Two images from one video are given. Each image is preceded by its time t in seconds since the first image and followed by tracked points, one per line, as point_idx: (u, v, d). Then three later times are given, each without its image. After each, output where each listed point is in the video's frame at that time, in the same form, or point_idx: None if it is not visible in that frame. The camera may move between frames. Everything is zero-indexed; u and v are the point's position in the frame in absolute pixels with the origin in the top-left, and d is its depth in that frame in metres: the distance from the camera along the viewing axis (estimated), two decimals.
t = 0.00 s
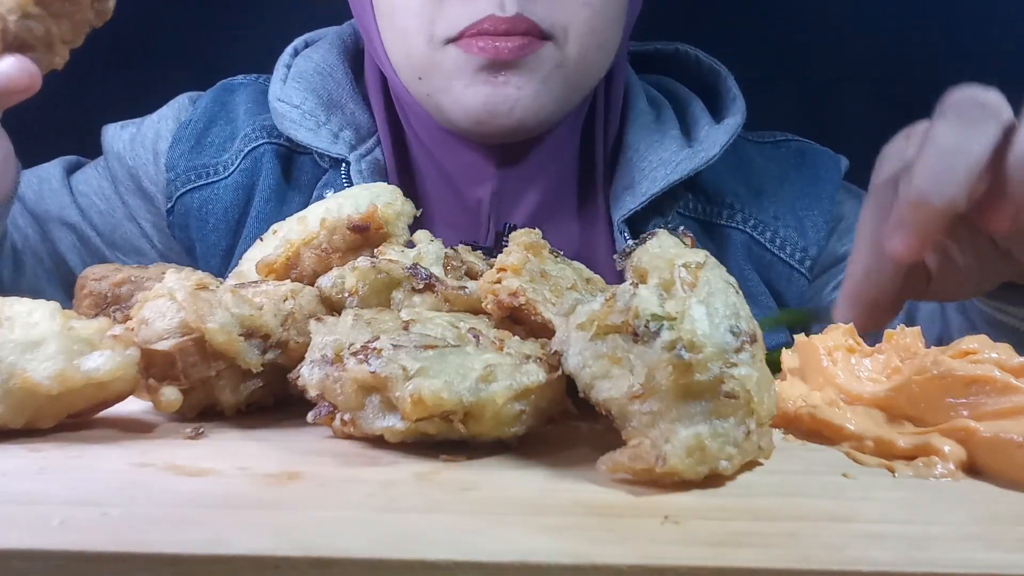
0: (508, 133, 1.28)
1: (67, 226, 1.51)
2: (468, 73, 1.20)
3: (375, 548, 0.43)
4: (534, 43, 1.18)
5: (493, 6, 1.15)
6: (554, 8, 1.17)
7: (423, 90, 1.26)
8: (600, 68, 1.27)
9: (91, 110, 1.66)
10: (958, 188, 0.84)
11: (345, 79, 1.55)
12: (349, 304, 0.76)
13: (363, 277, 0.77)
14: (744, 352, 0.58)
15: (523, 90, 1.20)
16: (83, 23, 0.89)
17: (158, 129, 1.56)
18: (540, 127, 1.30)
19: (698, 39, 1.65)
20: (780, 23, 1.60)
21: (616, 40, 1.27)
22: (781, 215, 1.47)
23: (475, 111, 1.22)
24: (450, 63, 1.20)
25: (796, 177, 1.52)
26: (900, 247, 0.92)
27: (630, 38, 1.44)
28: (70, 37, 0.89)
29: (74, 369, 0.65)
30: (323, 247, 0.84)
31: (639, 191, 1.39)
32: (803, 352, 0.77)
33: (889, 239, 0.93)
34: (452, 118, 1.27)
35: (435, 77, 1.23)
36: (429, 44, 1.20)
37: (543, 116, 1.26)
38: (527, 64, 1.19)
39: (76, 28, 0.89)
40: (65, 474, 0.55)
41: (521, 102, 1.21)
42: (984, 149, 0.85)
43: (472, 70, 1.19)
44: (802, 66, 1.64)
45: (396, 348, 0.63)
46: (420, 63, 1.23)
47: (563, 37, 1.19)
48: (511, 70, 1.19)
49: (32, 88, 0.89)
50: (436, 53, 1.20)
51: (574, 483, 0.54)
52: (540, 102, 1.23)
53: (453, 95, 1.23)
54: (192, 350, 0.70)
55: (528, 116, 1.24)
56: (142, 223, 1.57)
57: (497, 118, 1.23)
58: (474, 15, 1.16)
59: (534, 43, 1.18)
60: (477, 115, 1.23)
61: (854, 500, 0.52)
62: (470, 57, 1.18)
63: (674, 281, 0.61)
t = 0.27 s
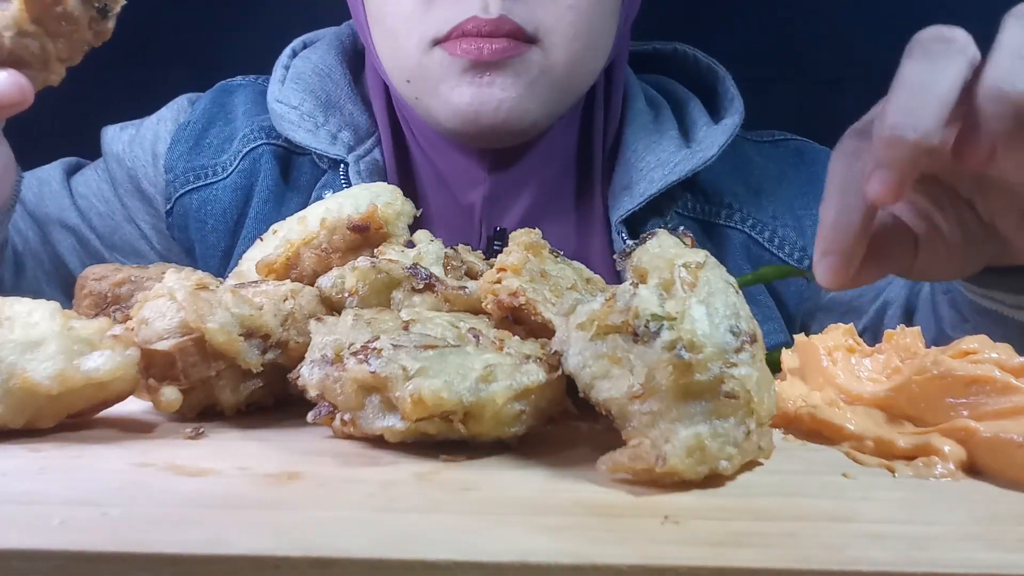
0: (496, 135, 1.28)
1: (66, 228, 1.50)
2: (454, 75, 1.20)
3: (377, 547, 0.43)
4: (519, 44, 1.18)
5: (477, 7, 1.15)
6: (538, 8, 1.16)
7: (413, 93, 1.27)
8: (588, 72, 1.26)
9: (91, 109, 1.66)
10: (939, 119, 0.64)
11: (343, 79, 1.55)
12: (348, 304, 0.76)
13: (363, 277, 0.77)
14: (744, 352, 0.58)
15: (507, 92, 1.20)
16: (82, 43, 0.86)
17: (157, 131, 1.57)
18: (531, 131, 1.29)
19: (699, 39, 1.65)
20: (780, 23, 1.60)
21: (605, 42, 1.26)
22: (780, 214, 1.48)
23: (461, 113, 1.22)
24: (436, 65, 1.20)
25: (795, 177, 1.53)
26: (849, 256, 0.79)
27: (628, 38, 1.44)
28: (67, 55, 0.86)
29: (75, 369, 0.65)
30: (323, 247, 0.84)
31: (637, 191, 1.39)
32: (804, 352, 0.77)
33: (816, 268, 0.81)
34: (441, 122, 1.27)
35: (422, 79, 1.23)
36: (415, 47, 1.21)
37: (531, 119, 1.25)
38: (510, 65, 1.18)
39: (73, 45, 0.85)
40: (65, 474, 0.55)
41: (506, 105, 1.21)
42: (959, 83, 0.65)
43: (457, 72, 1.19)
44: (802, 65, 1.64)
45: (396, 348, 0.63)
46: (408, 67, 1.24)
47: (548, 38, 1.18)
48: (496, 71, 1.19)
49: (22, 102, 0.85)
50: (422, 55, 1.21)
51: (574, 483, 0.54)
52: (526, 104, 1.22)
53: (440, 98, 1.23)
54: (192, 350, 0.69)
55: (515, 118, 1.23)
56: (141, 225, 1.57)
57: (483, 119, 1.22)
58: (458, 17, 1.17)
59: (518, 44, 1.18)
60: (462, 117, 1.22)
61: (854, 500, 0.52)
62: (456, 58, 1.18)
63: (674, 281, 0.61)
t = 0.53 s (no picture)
0: (512, 148, 1.28)
1: (65, 230, 1.51)
2: (473, 91, 1.20)
3: (377, 548, 0.43)
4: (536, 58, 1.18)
5: (491, 18, 1.15)
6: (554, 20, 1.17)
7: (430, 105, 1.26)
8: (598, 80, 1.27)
9: (91, 109, 1.66)
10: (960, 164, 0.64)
11: (341, 80, 1.55)
12: (348, 304, 0.76)
13: (363, 277, 0.77)
14: (744, 352, 0.58)
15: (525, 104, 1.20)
16: (77, 49, 0.86)
17: (155, 132, 1.57)
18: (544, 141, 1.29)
19: (698, 39, 1.65)
20: (780, 23, 1.60)
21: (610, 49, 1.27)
22: (778, 214, 1.48)
23: (481, 128, 1.22)
24: (453, 81, 1.20)
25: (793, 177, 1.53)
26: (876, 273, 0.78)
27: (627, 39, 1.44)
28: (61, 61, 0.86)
29: (74, 369, 0.65)
30: (323, 247, 0.84)
31: (636, 191, 1.39)
32: (804, 352, 0.77)
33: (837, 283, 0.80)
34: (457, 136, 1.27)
35: (441, 95, 1.23)
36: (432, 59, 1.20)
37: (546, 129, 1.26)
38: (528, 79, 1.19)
39: (68, 52, 0.86)
40: (65, 474, 0.55)
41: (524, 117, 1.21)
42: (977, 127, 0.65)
43: (476, 88, 1.19)
44: (802, 65, 1.64)
45: (396, 348, 0.63)
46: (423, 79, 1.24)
47: (564, 50, 1.19)
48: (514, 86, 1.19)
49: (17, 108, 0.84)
50: (440, 71, 1.20)
51: (574, 483, 0.54)
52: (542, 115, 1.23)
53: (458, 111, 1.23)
54: (192, 350, 0.69)
55: (531, 130, 1.24)
56: (140, 226, 1.57)
57: (502, 133, 1.23)
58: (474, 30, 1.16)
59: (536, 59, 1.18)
60: (481, 131, 1.23)
61: (854, 500, 0.52)
62: (473, 71, 1.18)
63: (674, 281, 0.61)
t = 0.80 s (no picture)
0: (512, 135, 1.28)
1: (65, 230, 1.50)
2: (475, 77, 1.19)
3: (377, 548, 0.43)
4: (541, 46, 1.18)
5: (498, 7, 1.15)
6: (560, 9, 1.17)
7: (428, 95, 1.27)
8: (602, 71, 1.27)
9: (91, 109, 1.66)
10: (989, 132, 0.65)
11: (342, 80, 1.55)
12: (348, 304, 0.76)
13: (363, 277, 0.77)
14: (744, 352, 0.58)
15: (530, 93, 1.20)
16: (81, 52, 0.85)
17: (155, 133, 1.57)
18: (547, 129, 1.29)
19: (698, 39, 1.65)
20: (780, 24, 1.60)
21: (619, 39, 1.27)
22: (780, 213, 1.48)
23: (483, 115, 1.22)
24: (455, 67, 1.20)
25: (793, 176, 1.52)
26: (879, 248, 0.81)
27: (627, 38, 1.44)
28: (63, 65, 0.86)
29: (75, 369, 0.65)
30: (323, 247, 0.84)
31: (637, 191, 1.38)
32: (803, 352, 0.77)
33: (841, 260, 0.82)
34: (458, 122, 1.27)
35: (442, 82, 1.22)
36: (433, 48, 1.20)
37: (550, 117, 1.26)
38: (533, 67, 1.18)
39: (70, 55, 0.85)
40: (65, 474, 0.55)
41: (529, 105, 1.21)
42: (1019, 96, 0.66)
43: (478, 74, 1.19)
44: (802, 66, 1.64)
45: (396, 348, 0.63)
46: (425, 67, 1.23)
47: (570, 40, 1.19)
48: (517, 73, 1.19)
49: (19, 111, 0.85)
50: (442, 58, 1.20)
51: (574, 483, 0.54)
52: (548, 103, 1.23)
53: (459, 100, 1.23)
54: (192, 350, 0.69)
55: (536, 118, 1.24)
56: (140, 226, 1.57)
57: (503, 121, 1.23)
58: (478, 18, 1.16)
59: (541, 47, 1.18)
60: (483, 118, 1.22)
61: (853, 500, 0.52)
62: (475, 60, 1.18)
63: (674, 281, 0.61)
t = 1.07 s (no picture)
0: (517, 135, 1.27)
1: (64, 229, 1.50)
2: (476, 75, 1.19)
3: (378, 548, 0.44)
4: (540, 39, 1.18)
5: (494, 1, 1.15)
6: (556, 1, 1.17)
7: (430, 97, 1.27)
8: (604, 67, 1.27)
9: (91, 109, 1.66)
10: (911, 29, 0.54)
11: (346, 77, 1.55)
12: (348, 304, 0.76)
13: (363, 277, 0.77)
14: (744, 352, 0.58)
15: (530, 86, 1.19)
16: (76, 58, 0.85)
17: (155, 130, 1.57)
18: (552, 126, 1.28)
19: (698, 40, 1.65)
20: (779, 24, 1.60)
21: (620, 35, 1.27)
22: (785, 210, 1.48)
23: (486, 114, 1.21)
24: (455, 66, 1.20)
25: (796, 174, 1.53)
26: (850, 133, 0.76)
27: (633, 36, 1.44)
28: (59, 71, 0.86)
29: (74, 369, 0.65)
30: (323, 247, 0.84)
31: (641, 190, 1.38)
32: (804, 352, 0.77)
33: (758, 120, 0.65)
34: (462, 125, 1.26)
35: (443, 81, 1.22)
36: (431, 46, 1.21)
37: (553, 113, 1.25)
38: (531, 58, 1.18)
39: (66, 62, 0.85)
40: (65, 474, 0.55)
41: (530, 98, 1.20)
42: None
43: (478, 71, 1.19)
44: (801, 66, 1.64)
45: (396, 348, 0.63)
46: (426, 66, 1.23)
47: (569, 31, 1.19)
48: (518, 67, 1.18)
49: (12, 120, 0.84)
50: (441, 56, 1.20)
51: (574, 483, 0.54)
52: (549, 97, 1.22)
53: (460, 97, 1.22)
54: (192, 350, 0.69)
55: (539, 113, 1.23)
56: (139, 225, 1.57)
57: (506, 118, 1.22)
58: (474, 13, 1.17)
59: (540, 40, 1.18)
60: (485, 115, 1.22)
61: (854, 500, 0.52)
62: (472, 56, 1.18)
63: (674, 281, 0.61)
